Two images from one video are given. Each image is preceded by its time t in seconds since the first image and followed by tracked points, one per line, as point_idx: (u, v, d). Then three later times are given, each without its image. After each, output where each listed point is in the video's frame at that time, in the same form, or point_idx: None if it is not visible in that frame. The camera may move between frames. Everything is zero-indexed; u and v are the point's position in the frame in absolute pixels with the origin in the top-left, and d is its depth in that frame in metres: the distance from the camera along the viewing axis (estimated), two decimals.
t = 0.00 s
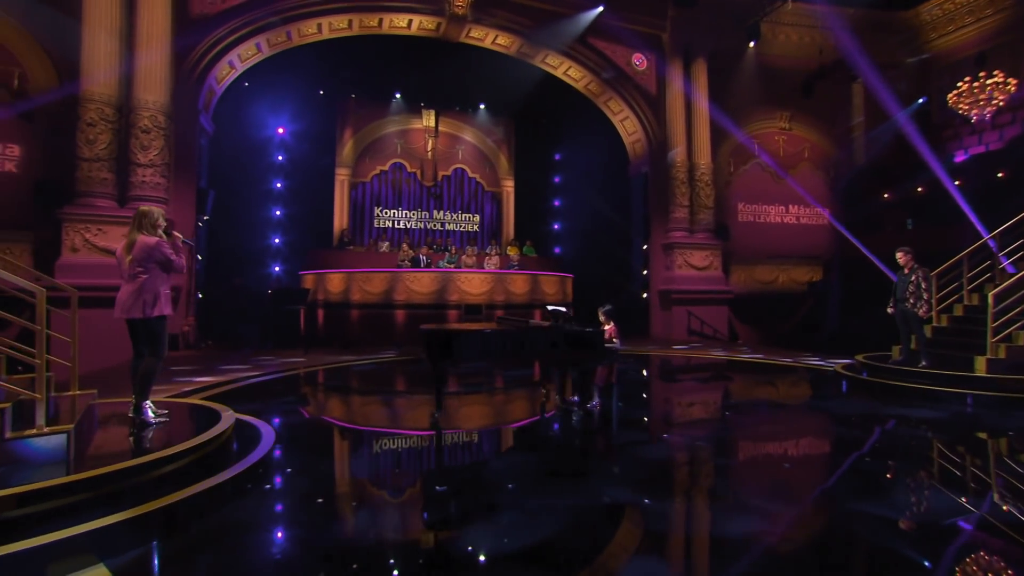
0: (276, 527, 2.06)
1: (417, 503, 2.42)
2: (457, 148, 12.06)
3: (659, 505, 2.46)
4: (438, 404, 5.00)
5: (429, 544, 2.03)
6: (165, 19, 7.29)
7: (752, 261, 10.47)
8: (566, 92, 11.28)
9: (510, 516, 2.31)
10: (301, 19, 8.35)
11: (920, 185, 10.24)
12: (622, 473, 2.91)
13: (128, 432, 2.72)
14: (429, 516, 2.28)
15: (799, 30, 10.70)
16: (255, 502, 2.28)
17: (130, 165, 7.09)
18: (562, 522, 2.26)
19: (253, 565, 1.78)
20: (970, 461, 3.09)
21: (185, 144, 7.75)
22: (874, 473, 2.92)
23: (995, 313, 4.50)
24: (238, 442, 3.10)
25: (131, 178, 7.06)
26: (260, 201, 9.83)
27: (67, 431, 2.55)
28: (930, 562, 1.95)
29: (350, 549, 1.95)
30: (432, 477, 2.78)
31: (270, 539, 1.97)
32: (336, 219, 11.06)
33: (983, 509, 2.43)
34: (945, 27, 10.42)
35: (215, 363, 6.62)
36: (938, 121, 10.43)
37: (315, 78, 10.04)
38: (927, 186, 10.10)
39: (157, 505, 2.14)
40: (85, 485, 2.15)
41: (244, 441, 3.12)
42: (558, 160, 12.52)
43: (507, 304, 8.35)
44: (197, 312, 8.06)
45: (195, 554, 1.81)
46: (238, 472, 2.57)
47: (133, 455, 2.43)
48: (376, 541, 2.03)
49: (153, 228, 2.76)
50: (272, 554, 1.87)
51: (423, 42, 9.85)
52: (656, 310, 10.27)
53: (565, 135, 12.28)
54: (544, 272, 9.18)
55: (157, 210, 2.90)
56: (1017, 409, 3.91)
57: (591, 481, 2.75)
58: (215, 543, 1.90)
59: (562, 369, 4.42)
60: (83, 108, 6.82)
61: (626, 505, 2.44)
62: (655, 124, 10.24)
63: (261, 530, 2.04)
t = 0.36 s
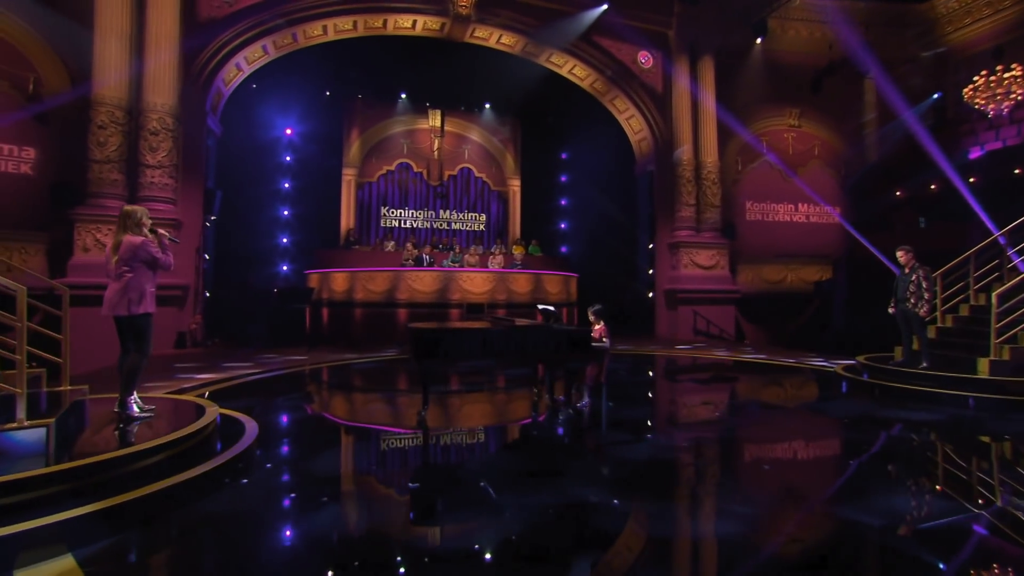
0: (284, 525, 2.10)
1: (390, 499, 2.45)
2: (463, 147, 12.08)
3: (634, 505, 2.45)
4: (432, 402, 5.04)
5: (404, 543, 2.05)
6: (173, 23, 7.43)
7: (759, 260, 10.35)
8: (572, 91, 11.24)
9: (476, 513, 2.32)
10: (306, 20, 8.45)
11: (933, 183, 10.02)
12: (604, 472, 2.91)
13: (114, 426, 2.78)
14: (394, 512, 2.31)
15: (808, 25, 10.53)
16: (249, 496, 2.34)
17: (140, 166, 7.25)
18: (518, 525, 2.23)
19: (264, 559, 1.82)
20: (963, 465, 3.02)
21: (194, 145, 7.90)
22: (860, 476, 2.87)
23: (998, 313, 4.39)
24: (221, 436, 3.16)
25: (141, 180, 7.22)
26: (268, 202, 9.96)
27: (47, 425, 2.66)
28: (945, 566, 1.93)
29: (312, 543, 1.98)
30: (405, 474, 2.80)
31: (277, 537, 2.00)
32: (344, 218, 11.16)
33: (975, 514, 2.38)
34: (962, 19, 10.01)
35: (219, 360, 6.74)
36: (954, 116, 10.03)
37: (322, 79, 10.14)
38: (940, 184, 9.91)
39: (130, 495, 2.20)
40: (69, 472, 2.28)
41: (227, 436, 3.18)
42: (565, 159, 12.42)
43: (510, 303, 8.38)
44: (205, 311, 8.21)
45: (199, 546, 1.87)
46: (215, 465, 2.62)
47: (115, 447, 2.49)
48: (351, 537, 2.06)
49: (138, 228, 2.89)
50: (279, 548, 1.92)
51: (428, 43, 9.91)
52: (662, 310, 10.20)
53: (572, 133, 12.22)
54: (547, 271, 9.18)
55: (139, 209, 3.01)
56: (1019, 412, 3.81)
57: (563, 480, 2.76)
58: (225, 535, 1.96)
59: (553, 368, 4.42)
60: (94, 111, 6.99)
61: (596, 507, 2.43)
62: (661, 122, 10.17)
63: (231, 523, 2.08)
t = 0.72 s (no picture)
0: (295, 523, 2.14)
1: (359, 494, 2.49)
2: (470, 148, 12.13)
3: (604, 504, 2.45)
4: (426, 400, 5.08)
5: (401, 536, 2.10)
6: (182, 26, 7.58)
7: (767, 260, 10.21)
8: (578, 90, 11.21)
9: (438, 510, 2.35)
10: (311, 23, 8.54)
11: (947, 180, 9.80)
12: (583, 472, 2.90)
13: (100, 421, 2.83)
14: (361, 507, 2.34)
15: (818, 21, 10.38)
16: (256, 493, 2.41)
17: (149, 168, 7.40)
18: (505, 520, 2.28)
19: (271, 555, 1.87)
20: (951, 469, 2.95)
21: (202, 147, 8.04)
22: (843, 479, 2.82)
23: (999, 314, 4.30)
24: (207, 430, 3.23)
25: (150, 181, 7.38)
26: (276, 202, 10.10)
27: (32, 419, 2.56)
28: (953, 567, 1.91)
29: (276, 536, 2.03)
30: (378, 469, 2.84)
31: (291, 531, 2.08)
32: (350, 218, 11.28)
33: (943, 518, 2.32)
34: (979, 12, 9.93)
35: (223, 358, 6.87)
36: (970, 112, 9.80)
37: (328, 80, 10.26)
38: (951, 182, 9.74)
39: (105, 486, 2.27)
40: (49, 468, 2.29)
41: (212, 430, 3.26)
42: (571, 158, 12.36)
43: (512, 302, 8.40)
44: (212, 309, 8.37)
45: (210, 542, 1.94)
46: (195, 458, 2.69)
47: (99, 441, 2.56)
48: (357, 526, 2.16)
49: (129, 228, 3.00)
50: (288, 541, 1.99)
51: (434, 43, 9.97)
52: (667, 309, 10.13)
53: (578, 132, 12.19)
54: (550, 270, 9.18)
55: (130, 210, 3.11)
56: (1017, 415, 3.70)
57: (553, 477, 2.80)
58: (232, 530, 2.05)
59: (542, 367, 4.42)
60: (105, 114, 7.17)
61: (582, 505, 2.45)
62: (666, 120, 10.10)
63: (201, 517, 2.13)
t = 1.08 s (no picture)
0: (300, 519, 2.21)
1: (335, 491, 2.54)
2: (477, 148, 12.24)
3: (579, 504, 2.47)
4: (421, 399, 5.12)
5: (400, 531, 2.16)
6: (192, 33, 7.74)
7: (777, 260, 10.07)
8: (584, 90, 11.18)
9: (409, 507, 2.39)
10: (318, 27, 8.66)
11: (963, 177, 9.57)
12: (564, 471, 2.92)
13: (92, 417, 2.91)
14: (336, 503, 2.40)
15: (829, 16, 10.20)
16: (277, 492, 2.49)
17: (160, 172, 7.58)
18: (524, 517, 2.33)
19: (282, 552, 1.94)
20: (939, 472, 2.90)
21: (212, 150, 8.20)
22: (826, 482, 2.78)
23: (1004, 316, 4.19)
24: (198, 426, 3.32)
25: (161, 184, 7.56)
26: (285, 204, 10.26)
27: (22, 414, 2.52)
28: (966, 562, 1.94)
29: (247, 531, 2.09)
30: (354, 466, 2.90)
31: (294, 525, 2.16)
32: (359, 220, 11.42)
33: (929, 521, 2.30)
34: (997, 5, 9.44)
35: (230, 357, 7.03)
36: (989, 106, 9.43)
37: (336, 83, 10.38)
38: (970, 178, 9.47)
39: (89, 479, 2.35)
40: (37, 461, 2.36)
41: (202, 426, 3.35)
42: (579, 158, 12.32)
43: (515, 302, 8.43)
44: (222, 309, 8.55)
45: (222, 540, 2.01)
46: (182, 453, 2.76)
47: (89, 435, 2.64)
48: (368, 522, 2.23)
49: (123, 231, 3.08)
50: (297, 537, 2.07)
51: (440, 45, 10.03)
52: (675, 309, 10.05)
53: (586, 132, 12.17)
54: (555, 270, 9.19)
55: (124, 212, 3.19)
56: (1017, 418, 3.61)
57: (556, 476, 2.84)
58: (244, 527, 2.12)
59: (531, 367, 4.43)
60: (119, 120, 7.37)
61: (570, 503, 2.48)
62: (674, 119, 10.02)
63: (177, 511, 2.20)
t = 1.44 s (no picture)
0: (311, 515, 2.29)
1: (313, 487, 2.60)
2: (486, 149, 12.26)
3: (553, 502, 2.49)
4: (418, 399, 5.17)
5: (396, 528, 2.20)
6: (204, 39, 7.92)
7: (788, 260, 9.92)
8: (593, 90, 11.20)
9: (379, 503, 2.44)
10: (326, 31, 8.79)
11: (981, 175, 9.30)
12: (545, 471, 2.93)
13: (85, 413, 3.01)
14: (306, 497, 2.47)
15: (841, 11, 10.02)
16: (284, 489, 2.55)
17: (173, 175, 7.77)
18: (526, 515, 2.36)
19: (294, 550, 1.98)
20: (925, 476, 2.85)
21: (223, 154, 8.38)
22: (809, 485, 2.75)
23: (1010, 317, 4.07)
24: (190, 421, 3.41)
25: (174, 188, 7.74)
26: (295, 206, 10.43)
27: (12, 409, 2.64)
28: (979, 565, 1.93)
29: (219, 523, 2.15)
30: (332, 463, 2.98)
31: (306, 521, 2.23)
32: (368, 221, 11.54)
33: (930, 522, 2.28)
34: None
35: (236, 356, 7.18)
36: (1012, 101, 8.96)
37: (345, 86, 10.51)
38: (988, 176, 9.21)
39: (76, 471, 2.43)
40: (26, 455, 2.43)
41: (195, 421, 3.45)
42: (587, 158, 12.27)
43: (520, 302, 8.45)
44: (232, 309, 8.72)
45: (232, 535, 2.07)
46: (170, 447, 2.84)
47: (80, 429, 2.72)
48: (375, 520, 2.26)
49: (116, 234, 3.21)
50: (308, 533, 2.12)
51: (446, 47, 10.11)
52: (683, 310, 9.96)
53: (594, 132, 12.12)
54: (560, 271, 9.19)
55: (117, 217, 3.33)
56: (1018, 424, 3.51)
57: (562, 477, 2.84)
58: (260, 522, 2.18)
59: (519, 367, 4.44)
60: (133, 125, 7.57)
61: (563, 502, 2.51)
62: (681, 118, 9.95)
63: (157, 505, 2.27)
